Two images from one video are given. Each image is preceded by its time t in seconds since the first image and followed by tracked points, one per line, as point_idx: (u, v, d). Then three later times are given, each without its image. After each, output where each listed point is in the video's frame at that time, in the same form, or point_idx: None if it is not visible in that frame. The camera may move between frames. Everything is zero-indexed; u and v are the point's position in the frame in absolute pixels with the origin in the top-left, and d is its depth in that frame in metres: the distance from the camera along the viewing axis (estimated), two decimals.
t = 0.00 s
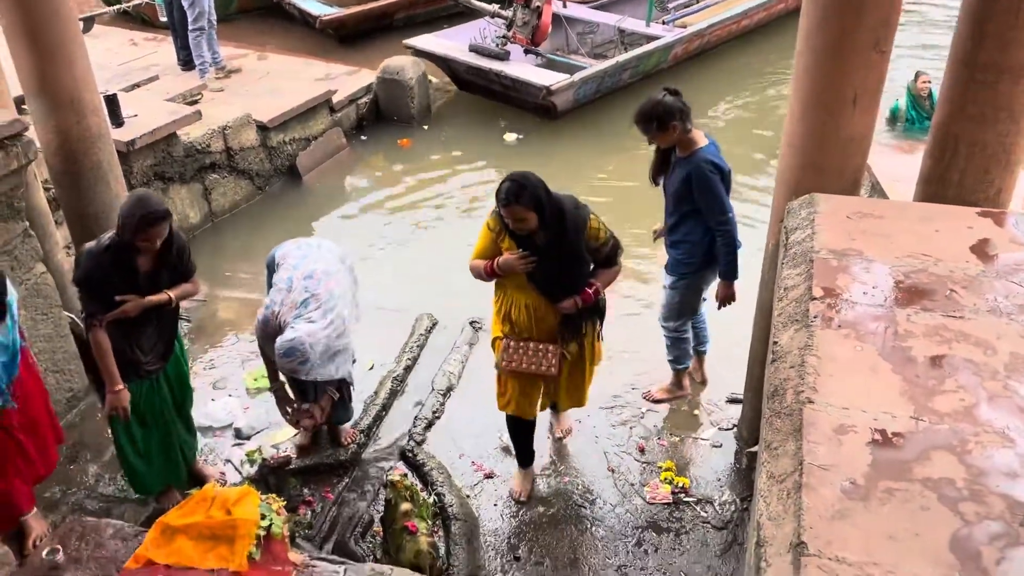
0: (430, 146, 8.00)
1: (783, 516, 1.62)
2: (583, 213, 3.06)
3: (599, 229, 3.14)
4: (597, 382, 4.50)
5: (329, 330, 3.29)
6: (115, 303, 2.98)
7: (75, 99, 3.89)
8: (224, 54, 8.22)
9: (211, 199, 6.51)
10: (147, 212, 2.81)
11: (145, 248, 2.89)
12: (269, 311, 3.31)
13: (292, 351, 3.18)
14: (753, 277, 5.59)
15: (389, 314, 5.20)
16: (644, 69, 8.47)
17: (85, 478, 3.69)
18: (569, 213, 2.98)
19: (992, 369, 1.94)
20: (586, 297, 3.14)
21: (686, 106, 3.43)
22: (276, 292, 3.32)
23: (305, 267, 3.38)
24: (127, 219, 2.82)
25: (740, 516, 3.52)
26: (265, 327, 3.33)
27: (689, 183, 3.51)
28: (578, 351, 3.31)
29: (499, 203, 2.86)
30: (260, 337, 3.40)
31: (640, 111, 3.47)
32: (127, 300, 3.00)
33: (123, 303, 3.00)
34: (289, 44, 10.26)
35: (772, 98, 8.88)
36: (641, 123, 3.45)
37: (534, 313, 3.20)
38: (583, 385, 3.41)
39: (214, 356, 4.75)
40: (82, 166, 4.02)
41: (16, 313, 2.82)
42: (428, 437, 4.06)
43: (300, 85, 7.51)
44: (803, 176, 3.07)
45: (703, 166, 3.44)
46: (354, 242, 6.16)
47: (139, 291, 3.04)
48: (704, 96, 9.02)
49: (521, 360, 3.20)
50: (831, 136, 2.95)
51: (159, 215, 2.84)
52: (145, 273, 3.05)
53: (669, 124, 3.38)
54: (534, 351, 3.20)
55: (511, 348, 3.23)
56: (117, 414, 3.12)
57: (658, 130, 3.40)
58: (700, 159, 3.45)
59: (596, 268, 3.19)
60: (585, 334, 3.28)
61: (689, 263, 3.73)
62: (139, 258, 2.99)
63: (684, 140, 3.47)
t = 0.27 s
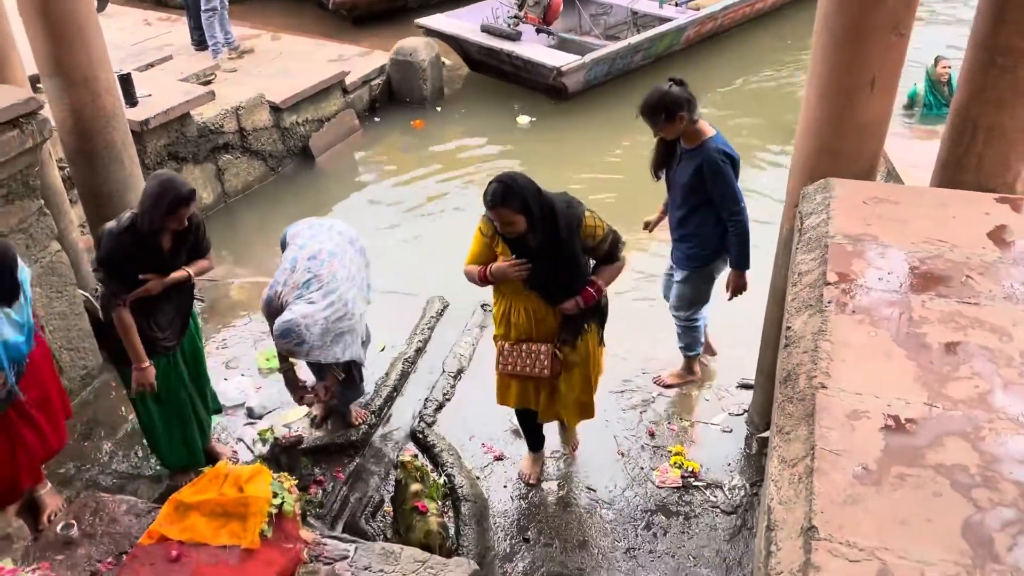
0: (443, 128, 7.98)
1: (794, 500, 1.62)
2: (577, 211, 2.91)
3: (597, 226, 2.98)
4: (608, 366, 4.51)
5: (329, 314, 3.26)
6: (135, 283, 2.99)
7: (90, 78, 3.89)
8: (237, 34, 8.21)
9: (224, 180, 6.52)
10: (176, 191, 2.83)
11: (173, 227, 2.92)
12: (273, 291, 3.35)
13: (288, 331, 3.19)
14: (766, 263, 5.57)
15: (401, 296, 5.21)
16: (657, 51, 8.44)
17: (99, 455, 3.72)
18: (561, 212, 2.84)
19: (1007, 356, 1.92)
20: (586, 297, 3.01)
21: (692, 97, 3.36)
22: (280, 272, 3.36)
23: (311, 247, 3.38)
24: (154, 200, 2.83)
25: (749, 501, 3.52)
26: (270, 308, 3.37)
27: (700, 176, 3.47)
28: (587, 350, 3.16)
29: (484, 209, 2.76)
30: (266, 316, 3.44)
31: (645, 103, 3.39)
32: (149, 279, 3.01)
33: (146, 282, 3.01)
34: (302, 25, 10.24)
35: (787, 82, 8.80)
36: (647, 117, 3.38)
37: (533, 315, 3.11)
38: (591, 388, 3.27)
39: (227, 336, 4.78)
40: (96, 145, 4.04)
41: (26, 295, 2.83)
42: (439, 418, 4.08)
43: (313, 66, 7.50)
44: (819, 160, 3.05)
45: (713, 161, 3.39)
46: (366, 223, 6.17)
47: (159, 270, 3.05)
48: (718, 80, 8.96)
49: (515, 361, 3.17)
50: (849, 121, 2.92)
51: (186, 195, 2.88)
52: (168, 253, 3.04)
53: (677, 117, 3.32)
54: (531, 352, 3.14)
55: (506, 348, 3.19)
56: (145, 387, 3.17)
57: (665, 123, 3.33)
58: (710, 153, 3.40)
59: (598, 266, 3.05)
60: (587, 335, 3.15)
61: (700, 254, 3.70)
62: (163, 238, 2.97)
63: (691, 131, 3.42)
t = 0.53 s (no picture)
0: (454, 111, 7.96)
1: (805, 487, 1.62)
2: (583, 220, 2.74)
3: (605, 238, 2.78)
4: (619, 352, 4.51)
5: (332, 292, 3.25)
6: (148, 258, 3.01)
7: (103, 58, 3.89)
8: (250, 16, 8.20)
9: (236, 162, 6.53)
10: (185, 164, 2.82)
11: (184, 202, 2.91)
12: (281, 271, 3.38)
13: (292, 307, 3.18)
14: (778, 250, 5.56)
15: (411, 280, 5.21)
16: (668, 34, 8.63)
17: (112, 435, 3.75)
18: (563, 218, 2.69)
19: (1022, 345, 1.91)
20: (590, 309, 2.84)
21: (699, 85, 3.31)
22: (288, 253, 3.39)
23: (319, 226, 3.40)
24: (166, 174, 2.84)
25: (759, 487, 3.52)
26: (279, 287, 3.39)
27: (715, 165, 3.41)
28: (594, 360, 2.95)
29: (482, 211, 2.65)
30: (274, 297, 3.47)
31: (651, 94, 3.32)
32: (161, 256, 3.03)
33: (159, 257, 3.03)
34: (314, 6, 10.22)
35: (800, 68, 8.74)
36: (655, 107, 3.30)
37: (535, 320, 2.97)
38: (598, 403, 3.05)
39: (238, 318, 4.79)
40: (109, 125, 4.05)
41: (38, 276, 2.83)
42: (449, 402, 4.09)
43: (325, 49, 7.48)
44: (835, 145, 3.02)
45: (727, 149, 3.34)
46: (377, 206, 6.17)
47: (173, 248, 3.07)
48: (732, 66, 8.91)
49: (519, 364, 3.02)
50: (863, 107, 2.90)
51: (196, 169, 2.85)
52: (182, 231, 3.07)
53: (687, 106, 3.26)
54: (534, 357, 2.98)
55: (512, 351, 3.06)
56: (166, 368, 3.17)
57: (676, 112, 3.26)
58: (723, 142, 3.35)
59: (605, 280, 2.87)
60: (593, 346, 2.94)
61: (713, 241, 3.66)
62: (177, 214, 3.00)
63: (700, 120, 3.36)
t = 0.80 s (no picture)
0: (466, 96, 7.94)
1: (815, 476, 1.61)
2: (586, 233, 2.61)
3: (607, 256, 2.65)
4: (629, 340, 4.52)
5: (342, 281, 3.28)
6: (145, 226, 3.00)
7: (116, 42, 3.89)
8: None
9: (248, 146, 6.53)
10: (179, 131, 2.82)
11: (176, 167, 2.87)
12: (293, 256, 3.38)
13: (302, 296, 3.20)
14: (790, 239, 5.53)
15: (421, 266, 5.20)
16: (679, 19, 8.70)
17: (123, 417, 3.77)
18: (563, 229, 2.57)
19: None
20: (592, 323, 2.74)
21: (705, 75, 3.25)
22: (300, 238, 3.38)
23: (332, 214, 3.38)
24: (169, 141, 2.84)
25: (767, 476, 3.52)
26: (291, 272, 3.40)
27: (720, 156, 3.35)
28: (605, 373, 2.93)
29: (481, 221, 2.56)
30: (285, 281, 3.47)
31: (657, 84, 3.26)
32: (157, 230, 3.01)
33: (156, 232, 3.01)
34: None
35: (814, 56, 8.67)
36: (661, 98, 3.23)
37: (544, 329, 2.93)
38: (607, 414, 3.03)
39: (250, 302, 4.81)
40: (122, 109, 4.05)
41: (51, 267, 2.83)
42: (459, 388, 4.11)
43: (337, 33, 7.47)
44: (850, 133, 2.99)
45: (733, 141, 3.28)
46: (388, 191, 6.16)
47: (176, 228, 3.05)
48: (745, 53, 8.86)
49: (527, 374, 2.97)
50: (879, 94, 2.87)
51: (191, 135, 2.83)
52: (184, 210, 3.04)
53: (693, 97, 3.20)
54: (543, 369, 2.94)
55: (521, 357, 3.01)
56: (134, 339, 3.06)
57: (683, 103, 3.20)
58: (730, 133, 3.29)
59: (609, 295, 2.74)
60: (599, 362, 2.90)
61: (716, 235, 3.58)
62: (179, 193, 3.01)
63: (705, 112, 3.29)
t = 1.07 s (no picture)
0: (478, 84, 7.92)
1: (824, 467, 1.61)
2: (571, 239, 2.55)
3: (596, 260, 2.60)
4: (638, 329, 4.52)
5: (357, 278, 3.30)
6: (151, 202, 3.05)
7: (128, 28, 3.90)
8: None
9: (259, 133, 6.53)
10: (188, 113, 2.82)
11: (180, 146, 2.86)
12: (305, 249, 3.39)
13: (318, 292, 3.23)
14: (802, 229, 5.51)
15: (433, 253, 5.21)
16: (689, 6, 8.72)
17: (135, 402, 3.79)
18: (549, 239, 2.50)
19: None
20: (592, 326, 2.71)
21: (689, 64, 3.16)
22: (312, 232, 3.38)
23: (344, 207, 3.37)
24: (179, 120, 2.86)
25: (777, 467, 3.51)
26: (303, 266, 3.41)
27: (710, 147, 3.28)
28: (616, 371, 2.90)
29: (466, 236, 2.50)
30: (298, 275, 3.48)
31: (640, 77, 3.17)
32: (160, 208, 3.03)
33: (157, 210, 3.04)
34: None
35: (828, 45, 8.60)
36: (645, 91, 3.14)
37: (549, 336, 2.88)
38: (616, 412, 3.02)
39: (260, 289, 4.83)
40: (134, 95, 4.06)
41: (61, 258, 2.84)
42: (468, 376, 4.11)
43: (348, 20, 7.45)
44: (863, 122, 2.96)
45: (722, 130, 3.21)
46: (398, 179, 6.16)
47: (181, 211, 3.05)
48: (759, 42, 8.80)
49: (537, 377, 2.92)
50: (893, 83, 2.85)
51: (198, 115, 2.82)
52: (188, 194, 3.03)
53: (678, 88, 3.11)
54: (554, 372, 2.89)
55: (530, 362, 2.96)
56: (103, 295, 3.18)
57: (668, 95, 3.11)
58: (718, 122, 3.21)
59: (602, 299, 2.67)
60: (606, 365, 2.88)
61: (708, 226, 3.52)
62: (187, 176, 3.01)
63: (690, 102, 3.20)
